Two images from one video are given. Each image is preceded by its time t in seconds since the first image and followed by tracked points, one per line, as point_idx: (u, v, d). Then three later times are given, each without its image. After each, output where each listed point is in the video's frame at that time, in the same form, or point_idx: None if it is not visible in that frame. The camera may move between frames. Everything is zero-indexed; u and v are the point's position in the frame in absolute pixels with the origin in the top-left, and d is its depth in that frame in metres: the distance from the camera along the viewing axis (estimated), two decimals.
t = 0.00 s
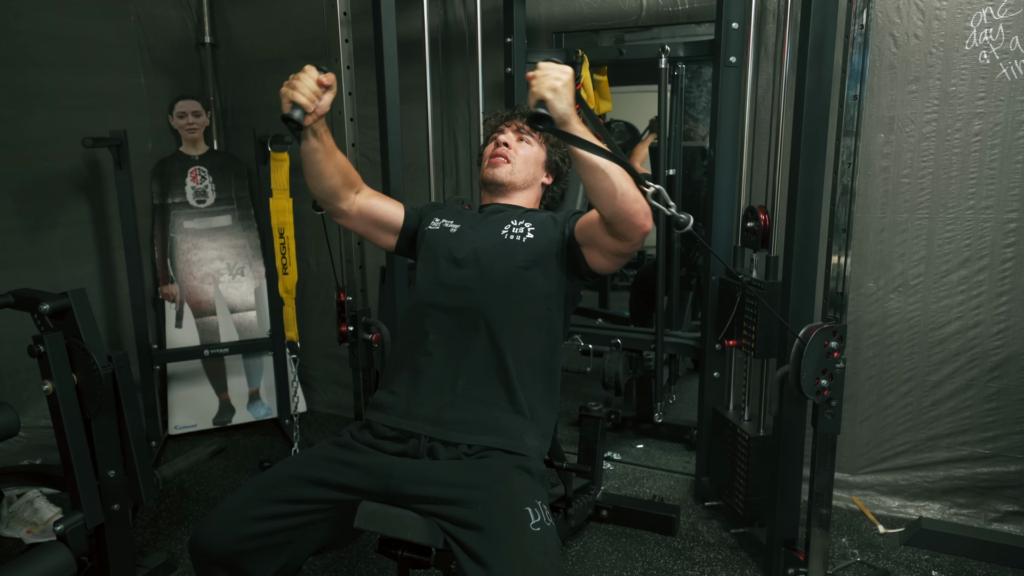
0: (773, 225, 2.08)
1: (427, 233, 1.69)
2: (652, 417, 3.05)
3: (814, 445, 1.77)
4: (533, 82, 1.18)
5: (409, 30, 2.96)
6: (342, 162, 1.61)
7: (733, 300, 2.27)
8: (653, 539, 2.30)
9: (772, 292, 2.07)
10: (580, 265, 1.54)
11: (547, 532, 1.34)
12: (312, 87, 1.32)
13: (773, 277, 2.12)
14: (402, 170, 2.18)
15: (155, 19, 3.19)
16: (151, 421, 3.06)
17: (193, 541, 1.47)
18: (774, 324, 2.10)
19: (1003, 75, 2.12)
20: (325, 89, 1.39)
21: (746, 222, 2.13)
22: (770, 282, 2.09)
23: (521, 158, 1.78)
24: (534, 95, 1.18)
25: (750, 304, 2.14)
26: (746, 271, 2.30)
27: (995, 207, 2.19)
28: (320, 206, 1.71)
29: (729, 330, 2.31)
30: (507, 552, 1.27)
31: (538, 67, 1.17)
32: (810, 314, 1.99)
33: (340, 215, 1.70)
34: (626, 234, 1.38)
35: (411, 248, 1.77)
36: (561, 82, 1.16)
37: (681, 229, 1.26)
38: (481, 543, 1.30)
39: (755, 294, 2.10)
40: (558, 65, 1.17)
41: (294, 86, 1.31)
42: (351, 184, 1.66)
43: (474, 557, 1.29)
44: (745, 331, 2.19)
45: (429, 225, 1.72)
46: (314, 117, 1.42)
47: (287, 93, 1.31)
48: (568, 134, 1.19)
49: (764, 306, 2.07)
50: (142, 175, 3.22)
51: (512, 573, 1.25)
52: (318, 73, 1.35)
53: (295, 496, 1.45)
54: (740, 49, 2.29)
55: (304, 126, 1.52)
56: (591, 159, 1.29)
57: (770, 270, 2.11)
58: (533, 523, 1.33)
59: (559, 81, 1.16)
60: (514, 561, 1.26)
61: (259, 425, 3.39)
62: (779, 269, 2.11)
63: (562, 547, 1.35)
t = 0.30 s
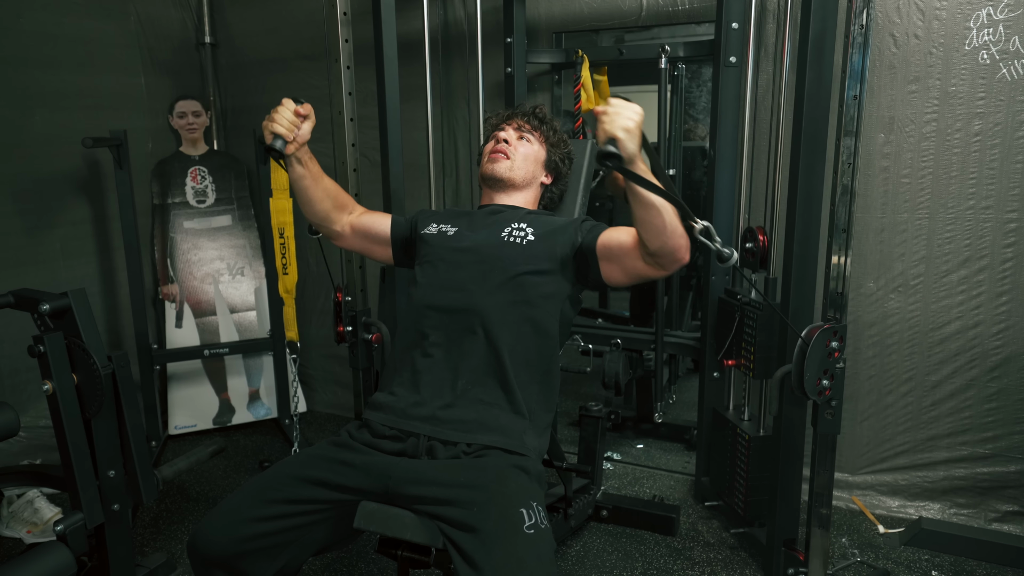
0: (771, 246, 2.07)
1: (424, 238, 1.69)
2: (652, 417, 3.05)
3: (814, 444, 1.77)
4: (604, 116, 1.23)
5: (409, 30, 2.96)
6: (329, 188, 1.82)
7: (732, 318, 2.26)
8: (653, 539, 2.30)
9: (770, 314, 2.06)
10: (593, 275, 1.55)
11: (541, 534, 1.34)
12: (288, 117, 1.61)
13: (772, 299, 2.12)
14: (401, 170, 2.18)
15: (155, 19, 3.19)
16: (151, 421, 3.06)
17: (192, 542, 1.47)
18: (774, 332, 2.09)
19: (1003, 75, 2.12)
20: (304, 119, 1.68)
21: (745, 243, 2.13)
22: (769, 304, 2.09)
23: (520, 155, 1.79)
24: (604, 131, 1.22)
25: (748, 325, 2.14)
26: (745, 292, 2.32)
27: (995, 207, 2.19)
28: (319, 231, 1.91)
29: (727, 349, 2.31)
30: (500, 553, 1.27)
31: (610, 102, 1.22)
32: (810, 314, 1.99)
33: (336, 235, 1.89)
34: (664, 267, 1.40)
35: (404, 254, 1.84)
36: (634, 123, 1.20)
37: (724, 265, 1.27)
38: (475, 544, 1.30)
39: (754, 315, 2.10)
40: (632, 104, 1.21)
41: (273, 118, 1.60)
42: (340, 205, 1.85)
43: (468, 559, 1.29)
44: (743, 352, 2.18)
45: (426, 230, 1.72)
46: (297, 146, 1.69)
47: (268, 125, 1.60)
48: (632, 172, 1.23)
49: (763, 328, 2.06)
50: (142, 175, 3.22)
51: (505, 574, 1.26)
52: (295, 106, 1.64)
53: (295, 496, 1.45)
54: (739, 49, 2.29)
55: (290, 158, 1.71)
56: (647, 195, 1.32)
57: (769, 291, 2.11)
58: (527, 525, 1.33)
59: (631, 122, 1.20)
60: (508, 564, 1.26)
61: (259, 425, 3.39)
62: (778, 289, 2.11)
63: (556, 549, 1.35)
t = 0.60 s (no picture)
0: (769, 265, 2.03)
1: (426, 240, 1.69)
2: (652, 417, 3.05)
3: (814, 445, 1.77)
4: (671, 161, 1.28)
5: (409, 30, 2.96)
6: (333, 210, 1.89)
7: (731, 338, 2.25)
8: (653, 540, 2.30)
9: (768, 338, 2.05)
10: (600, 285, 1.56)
11: (541, 535, 1.34)
12: (282, 147, 1.74)
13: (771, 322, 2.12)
14: (401, 170, 2.18)
15: (154, 19, 3.19)
16: (151, 421, 3.06)
17: (192, 543, 1.47)
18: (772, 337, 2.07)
19: (1003, 75, 2.12)
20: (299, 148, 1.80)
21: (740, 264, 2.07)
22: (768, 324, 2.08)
23: (522, 154, 1.79)
24: (671, 177, 1.26)
25: (746, 347, 2.14)
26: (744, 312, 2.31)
27: (995, 207, 2.19)
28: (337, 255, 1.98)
29: (726, 370, 2.30)
30: (498, 554, 1.27)
31: (678, 147, 1.29)
32: (810, 314, 1.99)
33: (349, 256, 1.94)
34: (685, 294, 1.45)
35: (406, 261, 1.85)
36: (700, 174, 1.27)
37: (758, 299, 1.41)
38: (474, 545, 1.30)
39: (752, 339, 2.10)
40: (698, 151, 1.29)
41: (269, 151, 1.74)
42: (347, 225, 1.91)
43: (468, 560, 1.29)
44: (743, 372, 2.17)
45: (430, 231, 1.72)
46: (296, 175, 1.79)
47: (266, 159, 1.73)
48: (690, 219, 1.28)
49: (761, 353, 2.07)
50: (142, 175, 3.22)
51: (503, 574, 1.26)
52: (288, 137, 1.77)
53: (295, 496, 1.45)
54: (739, 49, 2.29)
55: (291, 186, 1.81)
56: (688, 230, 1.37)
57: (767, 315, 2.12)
58: (527, 525, 1.33)
59: (699, 173, 1.27)
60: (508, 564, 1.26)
61: (259, 425, 3.39)
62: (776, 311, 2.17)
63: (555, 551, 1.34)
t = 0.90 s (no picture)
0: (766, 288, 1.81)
1: (426, 241, 1.70)
2: (652, 417, 3.05)
3: (814, 445, 1.77)
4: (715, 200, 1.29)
5: (409, 31, 2.96)
6: (338, 232, 2.00)
7: (731, 353, 2.23)
8: (653, 540, 2.30)
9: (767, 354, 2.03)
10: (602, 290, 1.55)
11: (539, 535, 1.34)
12: (274, 177, 1.89)
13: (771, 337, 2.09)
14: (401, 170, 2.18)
15: (154, 19, 3.19)
16: (151, 421, 3.06)
17: (192, 541, 1.47)
18: (771, 351, 2.06)
19: (1003, 75, 2.12)
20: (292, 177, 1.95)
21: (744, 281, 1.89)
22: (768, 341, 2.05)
23: (519, 153, 1.79)
24: (713, 216, 1.28)
25: (745, 363, 2.11)
26: (743, 327, 2.29)
27: (995, 207, 2.19)
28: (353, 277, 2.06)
29: (726, 387, 2.25)
30: (496, 554, 1.28)
31: (723, 184, 1.31)
32: (810, 314, 1.99)
33: (363, 275, 2.02)
34: (686, 314, 1.46)
35: (406, 263, 1.90)
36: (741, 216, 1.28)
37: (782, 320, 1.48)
38: (472, 544, 1.30)
39: (750, 355, 2.07)
40: (741, 191, 1.31)
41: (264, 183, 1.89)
42: (354, 243, 2.01)
43: (468, 560, 1.29)
44: (743, 389, 2.13)
45: (431, 232, 1.73)
46: (294, 202, 1.93)
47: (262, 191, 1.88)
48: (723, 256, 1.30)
49: (759, 368, 2.04)
50: (142, 175, 3.22)
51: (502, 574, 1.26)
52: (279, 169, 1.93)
53: (294, 496, 1.45)
54: (739, 49, 2.29)
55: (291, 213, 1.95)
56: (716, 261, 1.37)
57: (766, 330, 2.07)
58: (526, 525, 1.33)
59: (739, 215, 1.28)
60: (505, 565, 1.27)
61: (259, 425, 3.39)
62: (776, 330, 2.07)
63: (554, 551, 1.34)
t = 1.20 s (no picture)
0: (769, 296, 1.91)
1: (428, 241, 1.70)
2: (652, 417, 3.05)
3: (814, 445, 1.77)
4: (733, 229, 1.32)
5: (409, 31, 2.96)
6: (342, 245, 2.03)
7: (730, 364, 2.27)
8: (653, 540, 2.30)
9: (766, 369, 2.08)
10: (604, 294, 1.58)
11: (539, 537, 1.34)
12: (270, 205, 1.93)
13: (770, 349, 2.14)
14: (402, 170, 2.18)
15: (154, 19, 3.19)
16: (151, 420, 3.06)
17: (192, 540, 1.48)
18: (767, 364, 2.11)
19: (1003, 75, 2.12)
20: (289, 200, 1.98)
21: (742, 293, 1.98)
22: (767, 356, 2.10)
23: (523, 151, 1.79)
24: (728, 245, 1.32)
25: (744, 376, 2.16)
26: (742, 338, 2.34)
27: (995, 207, 2.19)
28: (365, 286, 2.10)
29: (726, 397, 2.32)
30: (496, 556, 1.28)
31: (740, 216, 1.32)
32: (810, 314, 1.99)
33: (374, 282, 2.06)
34: (685, 322, 1.50)
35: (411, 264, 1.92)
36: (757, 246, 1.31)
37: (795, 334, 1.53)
38: (473, 546, 1.30)
39: (750, 368, 2.12)
40: (757, 224, 1.32)
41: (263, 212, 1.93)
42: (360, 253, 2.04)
43: (468, 561, 1.29)
44: (741, 400, 2.20)
45: (435, 230, 1.73)
46: (296, 223, 1.97)
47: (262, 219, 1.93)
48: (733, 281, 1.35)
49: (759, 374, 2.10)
50: (142, 175, 3.22)
51: None
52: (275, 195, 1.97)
53: (294, 495, 1.45)
54: (739, 49, 2.29)
55: (295, 234, 1.99)
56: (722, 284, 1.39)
57: (764, 342, 2.13)
58: (526, 527, 1.33)
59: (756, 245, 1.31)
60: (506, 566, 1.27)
61: (259, 424, 3.39)
62: (774, 340, 2.13)
63: (554, 552, 1.34)
